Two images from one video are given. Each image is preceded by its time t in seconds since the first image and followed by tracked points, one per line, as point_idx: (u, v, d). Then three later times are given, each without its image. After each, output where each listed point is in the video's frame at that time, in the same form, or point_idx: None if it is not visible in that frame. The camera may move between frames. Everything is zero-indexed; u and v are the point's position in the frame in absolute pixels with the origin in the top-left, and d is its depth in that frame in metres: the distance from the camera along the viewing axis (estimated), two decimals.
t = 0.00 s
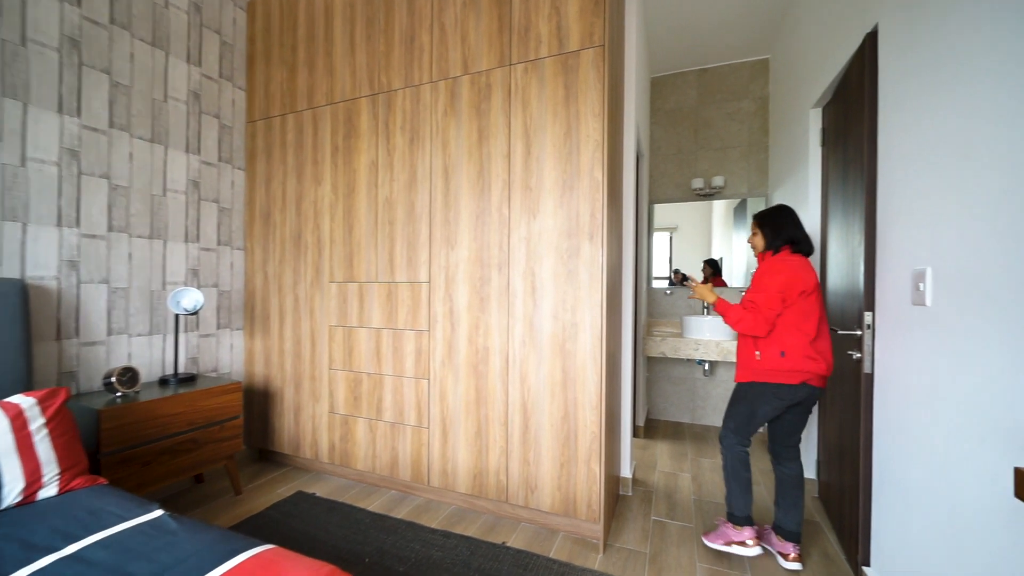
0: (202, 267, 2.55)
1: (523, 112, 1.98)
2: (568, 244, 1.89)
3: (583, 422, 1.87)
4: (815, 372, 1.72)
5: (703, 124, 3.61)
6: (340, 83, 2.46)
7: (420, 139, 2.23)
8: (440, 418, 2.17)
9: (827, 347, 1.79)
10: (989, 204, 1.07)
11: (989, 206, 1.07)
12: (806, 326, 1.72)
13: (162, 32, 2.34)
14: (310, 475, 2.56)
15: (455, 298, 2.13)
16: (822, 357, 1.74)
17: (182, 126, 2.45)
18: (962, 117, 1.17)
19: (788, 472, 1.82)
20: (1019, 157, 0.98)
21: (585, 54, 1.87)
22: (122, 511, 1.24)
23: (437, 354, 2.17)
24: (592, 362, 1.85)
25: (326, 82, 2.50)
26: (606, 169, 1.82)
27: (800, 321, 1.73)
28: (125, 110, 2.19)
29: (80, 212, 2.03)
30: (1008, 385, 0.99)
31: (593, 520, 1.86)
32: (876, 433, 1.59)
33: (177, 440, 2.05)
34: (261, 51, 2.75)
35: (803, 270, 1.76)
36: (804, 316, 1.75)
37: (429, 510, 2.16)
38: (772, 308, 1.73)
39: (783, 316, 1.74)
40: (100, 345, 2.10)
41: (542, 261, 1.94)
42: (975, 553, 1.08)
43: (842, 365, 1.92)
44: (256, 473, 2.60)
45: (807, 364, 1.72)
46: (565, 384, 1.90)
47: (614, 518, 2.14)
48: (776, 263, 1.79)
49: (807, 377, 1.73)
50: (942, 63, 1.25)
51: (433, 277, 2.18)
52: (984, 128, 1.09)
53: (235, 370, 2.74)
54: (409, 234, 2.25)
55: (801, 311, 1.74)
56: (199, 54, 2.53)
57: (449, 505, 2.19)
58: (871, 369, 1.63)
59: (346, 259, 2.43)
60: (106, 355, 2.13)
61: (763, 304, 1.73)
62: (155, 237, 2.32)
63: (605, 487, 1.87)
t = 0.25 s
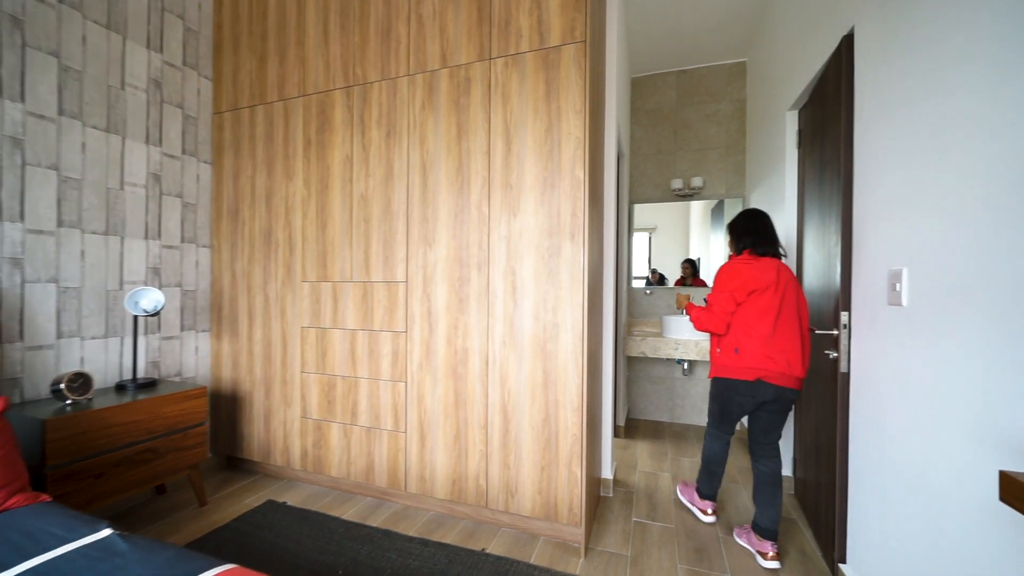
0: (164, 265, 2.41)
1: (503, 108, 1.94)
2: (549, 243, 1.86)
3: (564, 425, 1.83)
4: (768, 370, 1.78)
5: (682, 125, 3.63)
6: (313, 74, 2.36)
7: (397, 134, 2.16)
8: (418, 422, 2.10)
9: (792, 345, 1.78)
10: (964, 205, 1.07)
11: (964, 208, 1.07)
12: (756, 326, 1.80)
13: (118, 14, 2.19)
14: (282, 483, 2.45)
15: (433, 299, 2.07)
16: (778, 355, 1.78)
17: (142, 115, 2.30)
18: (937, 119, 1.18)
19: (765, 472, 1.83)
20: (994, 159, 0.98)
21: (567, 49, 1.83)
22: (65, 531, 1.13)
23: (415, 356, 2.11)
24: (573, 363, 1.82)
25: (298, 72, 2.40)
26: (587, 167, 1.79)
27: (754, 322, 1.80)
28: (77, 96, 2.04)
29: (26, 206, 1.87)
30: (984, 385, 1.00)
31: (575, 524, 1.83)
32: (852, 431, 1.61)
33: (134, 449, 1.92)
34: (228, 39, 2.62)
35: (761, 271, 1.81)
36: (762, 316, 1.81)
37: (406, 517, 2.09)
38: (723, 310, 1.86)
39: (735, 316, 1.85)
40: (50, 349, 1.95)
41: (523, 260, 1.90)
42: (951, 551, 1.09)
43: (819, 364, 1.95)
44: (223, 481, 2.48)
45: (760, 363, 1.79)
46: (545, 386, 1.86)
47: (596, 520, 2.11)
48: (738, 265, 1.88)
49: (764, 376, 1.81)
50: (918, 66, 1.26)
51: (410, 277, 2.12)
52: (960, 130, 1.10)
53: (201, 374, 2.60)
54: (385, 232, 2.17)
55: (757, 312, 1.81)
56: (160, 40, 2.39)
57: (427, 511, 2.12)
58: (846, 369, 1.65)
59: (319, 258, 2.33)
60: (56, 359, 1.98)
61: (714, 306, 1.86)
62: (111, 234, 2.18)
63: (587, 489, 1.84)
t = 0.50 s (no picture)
0: (124, 264, 2.27)
1: (484, 103, 1.89)
2: (531, 242, 1.82)
3: (546, 428, 1.80)
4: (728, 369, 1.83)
5: (663, 126, 3.65)
6: (286, 65, 2.27)
7: (375, 129, 2.09)
8: (396, 426, 2.04)
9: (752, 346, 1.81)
10: (943, 207, 1.08)
11: (942, 210, 1.08)
12: (717, 327, 1.85)
13: None
14: (252, 492, 2.34)
15: (412, 299, 2.01)
16: (737, 355, 1.82)
17: (99, 104, 2.16)
18: (915, 121, 1.19)
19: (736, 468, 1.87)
20: (973, 162, 0.99)
21: (549, 45, 1.80)
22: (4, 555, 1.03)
23: (393, 358, 2.04)
24: (555, 365, 1.79)
25: (270, 63, 2.30)
26: (570, 166, 1.76)
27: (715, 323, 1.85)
28: (27, 81, 1.89)
29: None
30: (963, 386, 1.01)
31: (557, 528, 1.80)
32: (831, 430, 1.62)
33: (88, 460, 1.80)
34: (195, 26, 2.49)
35: (723, 274, 1.86)
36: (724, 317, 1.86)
37: (384, 524, 2.02)
38: (686, 311, 1.92)
39: (698, 318, 1.91)
40: None
41: (505, 259, 1.86)
42: (930, 551, 1.10)
43: (796, 364, 1.97)
44: (189, 491, 2.36)
45: (721, 363, 1.84)
46: (527, 388, 1.83)
47: (578, 524, 2.09)
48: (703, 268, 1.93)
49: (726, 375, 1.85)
50: (896, 68, 1.27)
51: (388, 277, 2.05)
52: (939, 133, 1.10)
53: (165, 378, 2.47)
54: (362, 230, 2.10)
55: (718, 313, 1.86)
56: (121, 24, 2.25)
57: (406, 518, 2.06)
58: (825, 368, 1.66)
59: (292, 257, 2.24)
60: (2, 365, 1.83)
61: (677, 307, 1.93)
62: (65, 229, 2.03)
63: (569, 493, 1.81)
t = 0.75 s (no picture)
0: (85, 262, 2.15)
1: (467, 98, 1.84)
2: (515, 241, 1.78)
3: (530, 430, 1.76)
4: (694, 362, 2.01)
5: (646, 126, 3.66)
6: (260, 55, 2.18)
7: (353, 123, 2.02)
8: (375, 430, 1.97)
9: (716, 340, 1.97)
10: (926, 207, 1.08)
11: (926, 209, 1.08)
12: (683, 323, 2.02)
13: None
14: (225, 500, 2.25)
15: (392, 299, 1.94)
16: (702, 349, 1.99)
17: (57, 92, 2.03)
18: (898, 120, 1.19)
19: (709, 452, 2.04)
20: (957, 161, 0.98)
21: (533, 40, 1.76)
22: None
23: (372, 360, 1.98)
24: (539, 366, 1.75)
25: (243, 53, 2.20)
26: (554, 163, 1.73)
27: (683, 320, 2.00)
28: None
29: None
30: (946, 386, 1.00)
31: (541, 533, 1.76)
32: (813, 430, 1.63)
33: (43, 471, 1.68)
34: (163, 13, 2.37)
35: (690, 274, 2.01)
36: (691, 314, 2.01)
37: (363, 532, 1.96)
38: (657, 309, 2.08)
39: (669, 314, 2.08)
40: None
41: (488, 258, 1.81)
42: (913, 552, 1.09)
43: (778, 363, 1.98)
44: (157, 501, 2.24)
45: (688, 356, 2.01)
46: (511, 390, 1.79)
47: (562, 527, 2.06)
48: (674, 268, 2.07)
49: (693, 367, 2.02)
50: (879, 68, 1.27)
51: (367, 276, 1.98)
52: (922, 132, 1.10)
53: (131, 382, 2.35)
54: (340, 228, 2.03)
55: (686, 311, 2.01)
56: (81, 8, 2.12)
57: (386, 525, 2.00)
58: (807, 368, 1.67)
59: (267, 255, 2.15)
60: None
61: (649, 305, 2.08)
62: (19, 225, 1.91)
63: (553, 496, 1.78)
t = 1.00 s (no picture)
0: (44, 260, 2.03)
1: (449, 91, 1.79)
2: (498, 238, 1.74)
3: (513, 433, 1.72)
4: (672, 356, 2.13)
5: (632, 125, 3.65)
6: (233, 45, 2.09)
7: (330, 116, 1.94)
8: (354, 434, 1.90)
9: (691, 334, 2.11)
10: (913, 205, 1.06)
11: (912, 207, 1.06)
12: (663, 319, 2.12)
13: None
14: (196, 508, 2.15)
15: (371, 299, 1.88)
16: (680, 343, 2.11)
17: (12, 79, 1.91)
18: (883, 117, 1.17)
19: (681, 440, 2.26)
20: (944, 157, 0.97)
21: (516, 32, 1.72)
22: None
23: (351, 362, 1.91)
24: (523, 367, 1.71)
25: (215, 42, 2.11)
26: (538, 158, 1.68)
27: (662, 315, 2.12)
28: None
29: None
30: (932, 386, 0.99)
31: (525, 538, 1.72)
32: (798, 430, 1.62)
33: None
34: None
35: (669, 272, 2.13)
36: (668, 309, 2.14)
37: (341, 540, 1.89)
38: (638, 305, 2.16)
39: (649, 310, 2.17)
40: None
41: (470, 256, 1.76)
42: (899, 553, 1.08)
43: (763, 362, 1.98)
44: (123, 510, 2.14)
45: (666, 348, 2.13)
46: (494, 392, 1.74)
47: (547, 531, 2.02)
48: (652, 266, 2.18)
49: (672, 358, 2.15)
50: (865, 64, 1.25)
51: (345, 275, 1.91)
52: (909, 130, 1.08)
53: (95, 387, 2.23)
54: (317, 225, 1.95)
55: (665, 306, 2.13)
56: None
57: (365, 532, 1.93)
58: (792, 367, 1.66)
59: (240, 253, 2.06)
60: None
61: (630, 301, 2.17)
62: None
63: (538, 500, 1.74)
